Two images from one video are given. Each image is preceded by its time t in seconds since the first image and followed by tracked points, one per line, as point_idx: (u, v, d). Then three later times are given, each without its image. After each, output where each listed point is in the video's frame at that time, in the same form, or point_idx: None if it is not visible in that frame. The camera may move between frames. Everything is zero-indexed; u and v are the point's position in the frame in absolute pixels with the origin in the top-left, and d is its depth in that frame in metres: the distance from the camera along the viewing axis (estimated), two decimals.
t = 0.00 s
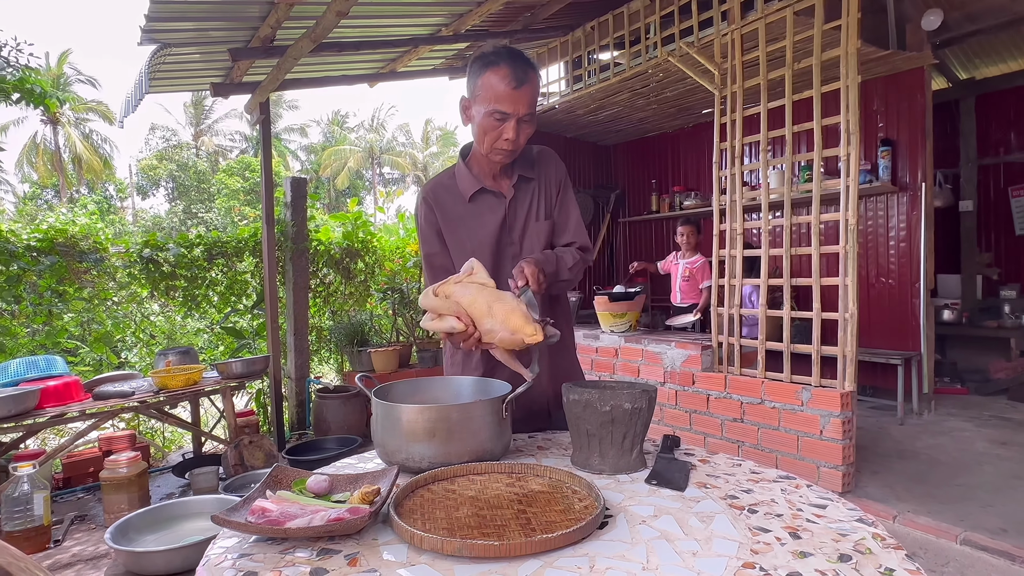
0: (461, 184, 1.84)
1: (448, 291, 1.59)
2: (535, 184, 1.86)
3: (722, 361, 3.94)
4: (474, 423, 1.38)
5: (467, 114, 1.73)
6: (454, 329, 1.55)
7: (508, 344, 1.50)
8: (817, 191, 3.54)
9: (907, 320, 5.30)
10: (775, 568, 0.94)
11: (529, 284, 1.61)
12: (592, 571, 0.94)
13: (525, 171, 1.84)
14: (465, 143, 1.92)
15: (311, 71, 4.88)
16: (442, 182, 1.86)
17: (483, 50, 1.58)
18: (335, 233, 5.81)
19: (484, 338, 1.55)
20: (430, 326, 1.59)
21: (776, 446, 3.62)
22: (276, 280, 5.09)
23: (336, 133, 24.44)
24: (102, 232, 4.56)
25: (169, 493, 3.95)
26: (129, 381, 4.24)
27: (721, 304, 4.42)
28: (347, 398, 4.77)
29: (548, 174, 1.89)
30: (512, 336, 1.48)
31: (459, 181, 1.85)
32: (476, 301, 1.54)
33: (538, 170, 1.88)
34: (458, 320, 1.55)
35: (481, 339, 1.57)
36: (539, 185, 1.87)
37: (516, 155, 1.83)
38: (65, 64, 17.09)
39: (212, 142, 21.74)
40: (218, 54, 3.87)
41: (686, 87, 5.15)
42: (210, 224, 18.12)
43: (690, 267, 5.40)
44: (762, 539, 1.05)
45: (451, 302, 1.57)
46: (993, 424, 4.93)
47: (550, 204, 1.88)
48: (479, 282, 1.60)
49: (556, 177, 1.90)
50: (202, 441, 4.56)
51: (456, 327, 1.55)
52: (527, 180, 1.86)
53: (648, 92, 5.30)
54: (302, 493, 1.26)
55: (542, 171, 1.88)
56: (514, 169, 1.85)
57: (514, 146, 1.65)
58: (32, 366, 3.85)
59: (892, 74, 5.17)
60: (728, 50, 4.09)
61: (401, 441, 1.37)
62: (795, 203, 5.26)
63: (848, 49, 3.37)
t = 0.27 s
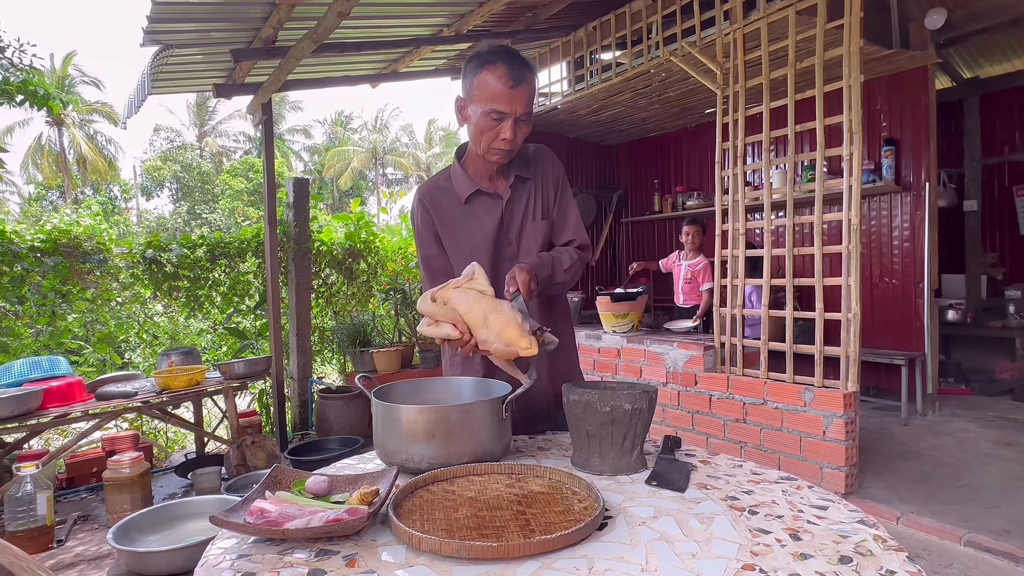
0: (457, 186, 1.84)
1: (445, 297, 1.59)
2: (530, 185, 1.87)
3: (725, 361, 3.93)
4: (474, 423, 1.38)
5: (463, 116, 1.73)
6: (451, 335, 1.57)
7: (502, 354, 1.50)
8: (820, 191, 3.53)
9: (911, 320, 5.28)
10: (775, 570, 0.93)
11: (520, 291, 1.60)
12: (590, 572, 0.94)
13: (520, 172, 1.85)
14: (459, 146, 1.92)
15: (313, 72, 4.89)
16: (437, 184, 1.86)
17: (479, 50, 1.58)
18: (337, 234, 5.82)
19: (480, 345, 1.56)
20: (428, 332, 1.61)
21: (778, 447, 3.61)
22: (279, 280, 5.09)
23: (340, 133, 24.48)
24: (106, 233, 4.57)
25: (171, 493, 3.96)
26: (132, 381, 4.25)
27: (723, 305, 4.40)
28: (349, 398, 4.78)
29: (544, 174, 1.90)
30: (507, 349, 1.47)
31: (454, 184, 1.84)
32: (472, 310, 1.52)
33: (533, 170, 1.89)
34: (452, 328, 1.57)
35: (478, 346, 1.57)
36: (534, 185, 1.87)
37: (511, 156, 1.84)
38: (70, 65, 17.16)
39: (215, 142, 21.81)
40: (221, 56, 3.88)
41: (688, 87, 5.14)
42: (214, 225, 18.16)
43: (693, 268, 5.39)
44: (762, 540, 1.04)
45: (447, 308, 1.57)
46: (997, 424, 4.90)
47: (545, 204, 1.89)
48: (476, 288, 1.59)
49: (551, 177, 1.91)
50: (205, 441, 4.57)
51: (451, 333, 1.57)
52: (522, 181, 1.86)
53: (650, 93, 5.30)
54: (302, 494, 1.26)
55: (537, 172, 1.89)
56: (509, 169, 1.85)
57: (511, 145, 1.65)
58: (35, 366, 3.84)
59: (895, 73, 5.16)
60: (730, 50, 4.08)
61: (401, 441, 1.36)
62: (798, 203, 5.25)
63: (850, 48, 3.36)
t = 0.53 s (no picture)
0: (456, 187, 1.83)
1: (440, 310, 1.58)
2: (530, 184, 1.87)
3: (727, 362, 3.92)
4: (475, 424, 1.37)
5: (462, 117, 1.72)
6: (447, 349, 1.56)
7: (501, 365, 1.50)
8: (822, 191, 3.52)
9: (915, 320, 5.26)
10: (777, 572, 0.93)
11: (517, 281, 1.60)
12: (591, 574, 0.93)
13: (519, 171, 1.85)
14: (457, 145, 1.91)
15: (315, 73, 4.89)
16: (436, 186, 1.84)
17: (478, 49, 1.58)
18: (339, 234, 5.82)
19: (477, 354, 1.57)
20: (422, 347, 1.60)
21: (781, 448, 3.60)
22: (281, 281, 5.10)
23: (342, 134, 24.51)
24: (109, 233, 4.57)
25: (174, 493, 3.96)
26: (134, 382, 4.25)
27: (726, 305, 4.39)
28: (351, 399, 4.77)
29: (542, 173, 1.91)
30: (504, 359, 1.47)
31: (454, 184, 1.84)
32: (467, 323, 1.52)
33: (532, 169, 1.89)
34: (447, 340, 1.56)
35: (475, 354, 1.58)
36: (534, 184, 1.88)
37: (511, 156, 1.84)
38: (73, 67, 17.22)
39: (218, 143, 21.86)
40: (223, 56, 3.88)
41: (690, 86, 5.13)
42: (217, 225, 18.19)
43: (694, 268, 5.36)
44: (765, 543, 1.03)
45: (443, 320, 1.56)
46: (1002, 425, 4.88)
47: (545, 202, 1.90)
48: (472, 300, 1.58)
49: (550, 175, 1.93)
50: (207, 442, 4.57)
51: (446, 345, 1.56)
52: (522, 180, 1.86)
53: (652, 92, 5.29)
54: (301, 495, 1.25)
55: (536, 171, 1.90)
56: (509, 169, 1.85)
57: (511, 146, 1.64)
58: (38, 366, 3.85)
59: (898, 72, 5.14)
60: (732, 49, 4.07)
61: (402, 442, 1.36)
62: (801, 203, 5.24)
63: (853, 47, 3.34)
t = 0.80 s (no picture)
0: (457, 187, 1.82)
1: (425, 328, 1.56)
2: (532, 185, 1.86)
3: (730, 363, 3.91)
4: (477, 425, 1.37)
5: (462, 117, 1.72)
6: (447, 359, 1.54)
7: (500, 360, 1.51)
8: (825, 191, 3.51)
9: (918, 320, 5.24)
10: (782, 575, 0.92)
11: (586, 250, 1.68)
12: None
13: (521, 172, 1.84)
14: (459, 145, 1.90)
15: (316, 73, 4.89)
16: (435, 185, 1.84)
17: (476, 48, 1.58)
18: (341, 235, 5.82)
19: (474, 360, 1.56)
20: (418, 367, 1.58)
21: (783, 449, 3.59)
22: (282, 281, 5.09)
23: (344, 134, 24.53)
24: (110, 234, 4.57)
25: (176, 494, 3.96)
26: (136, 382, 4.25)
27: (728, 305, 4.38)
28: (353, 399, 4.77)
29: (546, 175, 1.89)
30: (503, 353, 1.48)
31: (454, 184, 1.83)
32: (456, 329, 1.52)
33: (535, 170, 1.88)
34: (441, 354, 1.54)
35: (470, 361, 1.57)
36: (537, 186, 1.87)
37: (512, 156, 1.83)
38: (76, 67, 17.24)
39: (220, 144, 21.88)
40: (225, 57, 3.88)
41: (692, 86, 5.12)
42: (219, 225, 18.19)
43: (696, 269, 5.34)
44: (769, 545, 1.02)
45: (430, 337, 1.54)
46: (1005, 426, 4.86)
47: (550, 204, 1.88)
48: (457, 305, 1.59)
49: (554, 176, 1.91)
50: (209, 442, 4.57)
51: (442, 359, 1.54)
52: (524, 181, 1.85)
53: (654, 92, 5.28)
54: (303, 497, 1.25)
55: (539, 172, 1.89)
56: (510, 170, 1.83)
57: (512, 144, 1.64)
58: (41, 368, 3.86)
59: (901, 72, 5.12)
60: (734, 49, 4.06)
61: (403, 444, 1.35)
62: (803, 203, 5.23)
63: (856, 47, 3.33)
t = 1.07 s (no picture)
0: (486, 181, 1.88)
1: (449, 322, 1.54)
2: (563, 195, 1.85)
3: (731, 363, 3.90)
4: (477, 426, 1.36)
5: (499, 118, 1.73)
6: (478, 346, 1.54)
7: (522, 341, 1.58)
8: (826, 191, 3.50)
9: (919, 320, 5.23)
10: None
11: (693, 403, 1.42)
12: None
13: (553, 182, 1.84)
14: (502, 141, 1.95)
15: (316, 73, 4.89)
16: (469, 175, 1.91)
17: (514, 51, 1.58)
18: (341, 235, 5.82)
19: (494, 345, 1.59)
20: (444, 358, 1.57)
21: (785, 450, 3.58)
22: (283, 282, 5.09)
23: (344, 134, 24.53)
24: (111, 234, 4.57)
25: (176, 494, 3.96)
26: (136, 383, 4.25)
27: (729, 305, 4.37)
28: (354, 400, 4.76)
29: (582, 188, 1.86)
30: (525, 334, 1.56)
31: (485, 178, 1.89)
32: (481, 317, 1.52)
33: (571, 183, 1.87)
34: (468, 344, 1.54)
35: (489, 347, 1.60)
36: (568, 198, 1.86)
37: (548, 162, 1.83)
38: (76, 68, 17.26)
39: (221, 144, 21.89)
40: (225, 57, 3.87)
41: (693, 86, 5.12)
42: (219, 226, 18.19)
43: (697, 269, 5.34)
44: (770, 547, 1.02)
45: (455, 330, 1.52)
46: (1007, 426, 4.85)
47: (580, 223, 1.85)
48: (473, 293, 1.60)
49: (594, 192, 1.86)
50: (209, 443, 4.57)
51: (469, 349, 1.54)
52: (555, 190, 1.85)
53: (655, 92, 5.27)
54: (303, 498, 1.24)
55: (576, 184, 1.86)
56: (543, 176, 1.85)
57: (549, 148, 1.63)
58: (40, 368, 3.85)
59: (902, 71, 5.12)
60: (735, 49, 4.05)
61: (403, 445, 1.35)
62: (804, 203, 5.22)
63: (857, 47, 3.32)
